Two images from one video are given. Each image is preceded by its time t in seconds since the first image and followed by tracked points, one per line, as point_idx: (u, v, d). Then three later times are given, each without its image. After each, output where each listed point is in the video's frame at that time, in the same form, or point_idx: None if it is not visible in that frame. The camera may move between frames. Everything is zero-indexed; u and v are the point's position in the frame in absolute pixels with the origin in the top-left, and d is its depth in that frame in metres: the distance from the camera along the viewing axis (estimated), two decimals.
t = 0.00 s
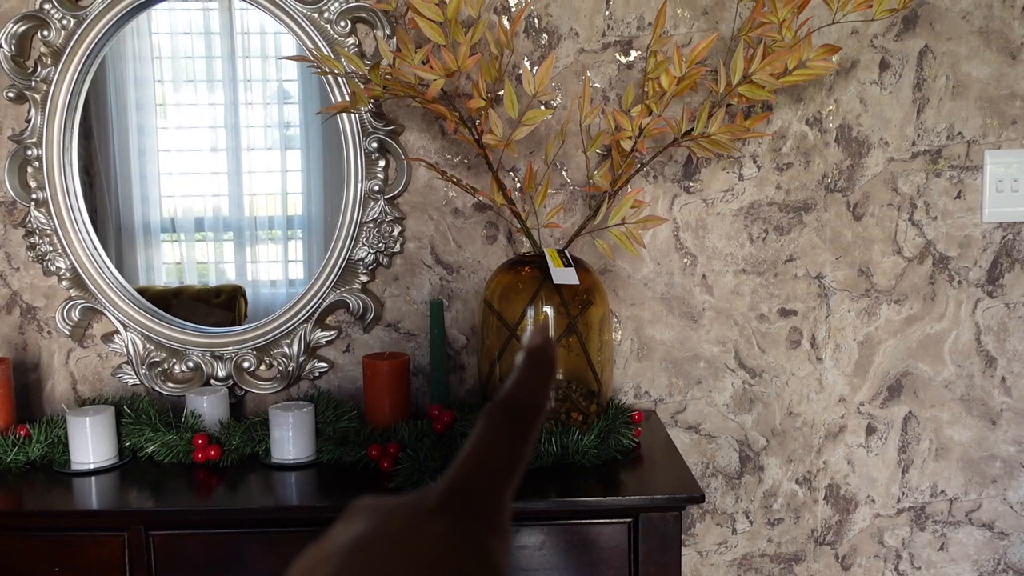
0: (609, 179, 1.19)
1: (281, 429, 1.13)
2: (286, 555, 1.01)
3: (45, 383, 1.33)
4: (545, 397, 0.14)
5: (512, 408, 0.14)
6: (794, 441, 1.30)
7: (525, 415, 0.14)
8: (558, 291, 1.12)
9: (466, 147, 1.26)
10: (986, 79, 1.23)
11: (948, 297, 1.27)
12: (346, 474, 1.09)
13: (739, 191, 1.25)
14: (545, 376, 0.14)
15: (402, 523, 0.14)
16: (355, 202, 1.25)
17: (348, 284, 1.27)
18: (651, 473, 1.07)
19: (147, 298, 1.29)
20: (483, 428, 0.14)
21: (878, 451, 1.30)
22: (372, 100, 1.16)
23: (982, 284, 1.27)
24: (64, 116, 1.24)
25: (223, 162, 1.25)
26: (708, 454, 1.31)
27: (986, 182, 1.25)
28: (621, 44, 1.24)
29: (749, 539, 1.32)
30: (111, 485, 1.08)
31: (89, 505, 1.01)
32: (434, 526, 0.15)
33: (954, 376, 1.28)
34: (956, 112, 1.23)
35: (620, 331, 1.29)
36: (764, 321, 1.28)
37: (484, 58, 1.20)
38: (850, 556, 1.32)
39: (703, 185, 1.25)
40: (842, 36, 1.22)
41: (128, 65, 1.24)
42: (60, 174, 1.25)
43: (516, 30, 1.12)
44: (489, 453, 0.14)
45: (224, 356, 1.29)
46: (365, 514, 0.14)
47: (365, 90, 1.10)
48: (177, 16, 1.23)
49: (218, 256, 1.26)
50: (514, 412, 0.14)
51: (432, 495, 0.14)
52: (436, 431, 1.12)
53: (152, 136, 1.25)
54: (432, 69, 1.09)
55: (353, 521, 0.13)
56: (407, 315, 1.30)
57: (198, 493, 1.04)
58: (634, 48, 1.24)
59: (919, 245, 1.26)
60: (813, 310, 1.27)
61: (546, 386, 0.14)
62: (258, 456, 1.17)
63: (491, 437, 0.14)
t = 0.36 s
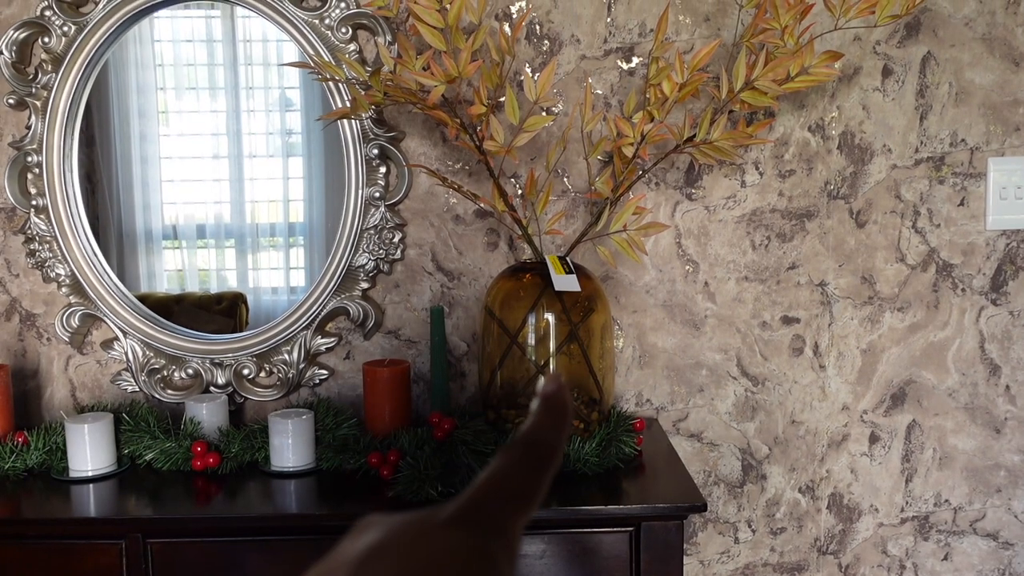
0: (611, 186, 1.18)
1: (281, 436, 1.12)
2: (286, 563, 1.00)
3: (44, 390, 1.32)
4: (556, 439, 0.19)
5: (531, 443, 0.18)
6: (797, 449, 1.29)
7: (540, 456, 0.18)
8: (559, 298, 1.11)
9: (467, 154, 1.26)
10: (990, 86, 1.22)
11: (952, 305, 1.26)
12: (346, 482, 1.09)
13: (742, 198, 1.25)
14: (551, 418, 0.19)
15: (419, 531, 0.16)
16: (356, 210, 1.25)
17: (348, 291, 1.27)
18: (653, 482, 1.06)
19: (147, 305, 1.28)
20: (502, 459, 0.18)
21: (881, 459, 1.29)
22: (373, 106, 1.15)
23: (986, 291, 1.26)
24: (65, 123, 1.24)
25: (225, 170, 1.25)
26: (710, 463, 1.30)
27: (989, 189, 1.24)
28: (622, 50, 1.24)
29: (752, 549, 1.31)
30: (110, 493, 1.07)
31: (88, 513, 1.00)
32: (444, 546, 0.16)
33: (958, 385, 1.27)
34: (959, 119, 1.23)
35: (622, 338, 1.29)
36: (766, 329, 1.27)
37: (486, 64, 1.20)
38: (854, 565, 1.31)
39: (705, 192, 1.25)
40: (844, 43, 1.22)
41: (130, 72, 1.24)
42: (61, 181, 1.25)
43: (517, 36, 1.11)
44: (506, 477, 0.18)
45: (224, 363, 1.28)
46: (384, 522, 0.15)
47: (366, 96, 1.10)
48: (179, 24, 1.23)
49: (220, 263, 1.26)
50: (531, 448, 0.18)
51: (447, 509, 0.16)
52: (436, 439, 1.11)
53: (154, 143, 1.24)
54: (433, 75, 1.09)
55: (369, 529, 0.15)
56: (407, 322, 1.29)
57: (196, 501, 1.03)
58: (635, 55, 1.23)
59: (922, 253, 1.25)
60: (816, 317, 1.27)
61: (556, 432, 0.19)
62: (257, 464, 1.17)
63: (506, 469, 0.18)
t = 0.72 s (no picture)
0: (611, 188, 1.18)
1: (281, 438, 1.12)
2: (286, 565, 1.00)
3: (44, 391, 1.32)
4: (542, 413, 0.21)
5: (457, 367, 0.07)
6: (798, 452, 1.29)
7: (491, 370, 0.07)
8: (559, 300, 1.11)
9: (468, 156, 1.26)
10: (991, 89, 1.22)
11: (953, 308, 1.26)
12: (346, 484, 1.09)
13: (743, 200, 1.25)
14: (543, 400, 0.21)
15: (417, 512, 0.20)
16: (357, 212, 1.25)
17: (349, 293, 1.27)
18: (654, 484, 1.06)
19: (148, 307, 1.28)
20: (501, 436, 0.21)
21: (882, 462, 1.29)
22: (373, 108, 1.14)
23: (987, 294, 1.26)
24: (67, 125, 1.24)
25: (226, 172, 1.25)
26: (711, 466, 1.30)
27: (991, 192, 1.24)
28: (623, 53, 1.24)
29: (752, 552, 1.31)
30: (110, 495, 1.07)
31: (88, 515, 1.00)
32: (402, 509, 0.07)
33: (959, 388, 1.27)
34: (960, 121, 1.23)
35: (622, 341, 1.28)
36: (767, 331, 1.27)
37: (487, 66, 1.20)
38: (855, 568, 1.31)
39: (706, 195, 1.25)
40: (845, 45, 1.22)
41: (131, 74, 1.24)
42: (62, 183, 1.25)
43: (518, 38, 1.11)
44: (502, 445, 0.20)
45: (224, 364, 1.28)
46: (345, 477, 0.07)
47: (368, 98, 1.10)
48: (181, 26, 1.23)
49: (221, 265, 1.26)
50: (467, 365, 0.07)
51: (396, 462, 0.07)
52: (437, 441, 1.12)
53: (155, 145, 1.24)
54: (434, 77, 1.08)
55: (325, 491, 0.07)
56: (408, 324, 1.29)
57: (197, 503, 1.03)
58: (636, 58, 1.23)
59: (924, 255, 1.25)
60: (817, 320, 1.27)
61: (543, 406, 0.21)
62: (258, 466, 1.16)
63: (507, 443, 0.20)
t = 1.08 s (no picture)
0: (609, 191, 1.19)
1: (280, 440, 1.12)
2: (284, 567, 1.01)
3: (44, 393, 1.33)
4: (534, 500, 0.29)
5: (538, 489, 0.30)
6: (795, 453, 1.29)
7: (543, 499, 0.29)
8: (558, 303, 1.11)
9: (467, 158, 1.26)
10: (988, 92, 1.23)
11: (950, 310, 1.27)
12: (345, 485, 1.09)
13: (741, 203, 1.25)
14: (537, 496, 0.29)
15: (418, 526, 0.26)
16: (356, 213, 1.25)
17: (348, 295, 1.27)
18: (652, 486, 1.07)
19: (147, 308, 1.29)
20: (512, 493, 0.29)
21: (880, 464, 1.29)
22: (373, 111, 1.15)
23: (984, 296, 1.26)
24: (66, 126, 1.24)
25: (225, 173, 1.25)
26: (709, 467, 1.30)
27: (987, 195, 1.24)
28: (622, 55, 1.24)
29: (750, 553, 1.31)
30: (109, 496, 1.07)
31: (88, 516, 1.00)
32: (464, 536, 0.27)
33: (956, 390, 1.28)
34: (957, 124, 1.23)
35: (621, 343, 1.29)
36: (765, 333, 1.28)
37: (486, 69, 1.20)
38: (852, 569, 1.31)
39: (704, 197, 1.25)
40: (843, 49, 1.22)
41: (131, 75, 1.24)
42: (62, 184, 1.25)
43: (517, 42, 1.12)
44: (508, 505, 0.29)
45: (224, 366, 1.28)
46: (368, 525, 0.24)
47: (367, 100, 1.10)
48: (180, 27, 1.23)
49: (220, 266, 1.26)
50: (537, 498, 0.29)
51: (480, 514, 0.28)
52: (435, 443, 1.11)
53: (155, 146, 1.25)
54: (433, 80, 1.09)
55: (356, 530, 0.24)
56: (407, 326, 1.30)
57: (196, 504, 1.03)
58: (635, 60, 1.24)
59: (921, 258, 1.26)
60: (815, 322, 1.27)
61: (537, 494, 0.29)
62: (257, 467, 1.17)
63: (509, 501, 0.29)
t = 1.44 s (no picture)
0: (607, 197, 1.20)
1: (279, 444, 1.13)
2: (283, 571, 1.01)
3: (43, 398, 1.33)
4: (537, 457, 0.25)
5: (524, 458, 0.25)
6: (792, 457, 1.30)
7: (535, 465, 0.25)
8: (556, 308, 1.12)
9: (465, 164, 1.27)
10: (983, 97, 1.24)
11: (946, 314, 1.27)
12: (344, 490, 1.09)
13: (737, 208, 1.26)
14: (524, 467, 0.25)
15: (394, 530, 0.21)
16: (354, 219, 1.26)
17: (347, 300, 1.28)
18: (649, 490, 1.07)
19: (146, 313, 1.29)
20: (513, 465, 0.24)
21: (876, 468, 1.30)
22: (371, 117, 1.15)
23: (979, 301, 1.27)
24: (66, 131, 1.25)
25: (223, 178, 1.26)
26: (707, 471, 1.31)
27: (982, 200, 1.25)
28: (619, 62, 1.25)
29: (748, 557, 1.32)
30: (109, 501, 1.08)
31: (88, 521, 1.01)
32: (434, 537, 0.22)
33: (952, 394, 1.28)
34: (953, 130, 1.24)
35: (618, 347, 1.29)
36: (762, 337, 1.28)
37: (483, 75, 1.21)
38: (849, 573, 1.32)
39: (701, 203, 1.26)
40: (838, 55, 1.23)
41: (131, 81, 1.25)
42: (61, 189, 1.26)
43: (515, 48, 1.12)
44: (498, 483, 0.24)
45: (223, 371, 1.29)
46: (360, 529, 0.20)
47: (365, 107, 1.11)
48: (179, 33, 1.24)
49: (218, 270, 1.27)
50: (525, 464, 0.25)
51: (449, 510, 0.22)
52: (433, 447, 1.11)
53: (153, 151, 1.25)
54: (432, 86, 1.10)
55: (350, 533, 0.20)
56: (406, 331, 1.30)
57: (195, 509, 1.04)
58: (632, 67, 1.25)
59: (916, 262, 1.26)
60: (811, 326, 1.28)
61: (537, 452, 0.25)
62: (256, 472, 1.17)
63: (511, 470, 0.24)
